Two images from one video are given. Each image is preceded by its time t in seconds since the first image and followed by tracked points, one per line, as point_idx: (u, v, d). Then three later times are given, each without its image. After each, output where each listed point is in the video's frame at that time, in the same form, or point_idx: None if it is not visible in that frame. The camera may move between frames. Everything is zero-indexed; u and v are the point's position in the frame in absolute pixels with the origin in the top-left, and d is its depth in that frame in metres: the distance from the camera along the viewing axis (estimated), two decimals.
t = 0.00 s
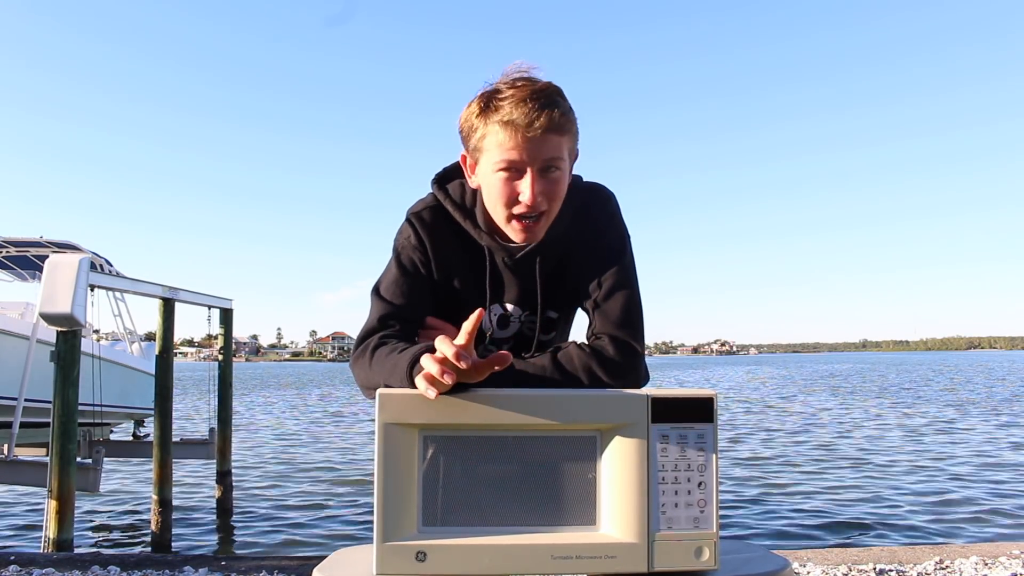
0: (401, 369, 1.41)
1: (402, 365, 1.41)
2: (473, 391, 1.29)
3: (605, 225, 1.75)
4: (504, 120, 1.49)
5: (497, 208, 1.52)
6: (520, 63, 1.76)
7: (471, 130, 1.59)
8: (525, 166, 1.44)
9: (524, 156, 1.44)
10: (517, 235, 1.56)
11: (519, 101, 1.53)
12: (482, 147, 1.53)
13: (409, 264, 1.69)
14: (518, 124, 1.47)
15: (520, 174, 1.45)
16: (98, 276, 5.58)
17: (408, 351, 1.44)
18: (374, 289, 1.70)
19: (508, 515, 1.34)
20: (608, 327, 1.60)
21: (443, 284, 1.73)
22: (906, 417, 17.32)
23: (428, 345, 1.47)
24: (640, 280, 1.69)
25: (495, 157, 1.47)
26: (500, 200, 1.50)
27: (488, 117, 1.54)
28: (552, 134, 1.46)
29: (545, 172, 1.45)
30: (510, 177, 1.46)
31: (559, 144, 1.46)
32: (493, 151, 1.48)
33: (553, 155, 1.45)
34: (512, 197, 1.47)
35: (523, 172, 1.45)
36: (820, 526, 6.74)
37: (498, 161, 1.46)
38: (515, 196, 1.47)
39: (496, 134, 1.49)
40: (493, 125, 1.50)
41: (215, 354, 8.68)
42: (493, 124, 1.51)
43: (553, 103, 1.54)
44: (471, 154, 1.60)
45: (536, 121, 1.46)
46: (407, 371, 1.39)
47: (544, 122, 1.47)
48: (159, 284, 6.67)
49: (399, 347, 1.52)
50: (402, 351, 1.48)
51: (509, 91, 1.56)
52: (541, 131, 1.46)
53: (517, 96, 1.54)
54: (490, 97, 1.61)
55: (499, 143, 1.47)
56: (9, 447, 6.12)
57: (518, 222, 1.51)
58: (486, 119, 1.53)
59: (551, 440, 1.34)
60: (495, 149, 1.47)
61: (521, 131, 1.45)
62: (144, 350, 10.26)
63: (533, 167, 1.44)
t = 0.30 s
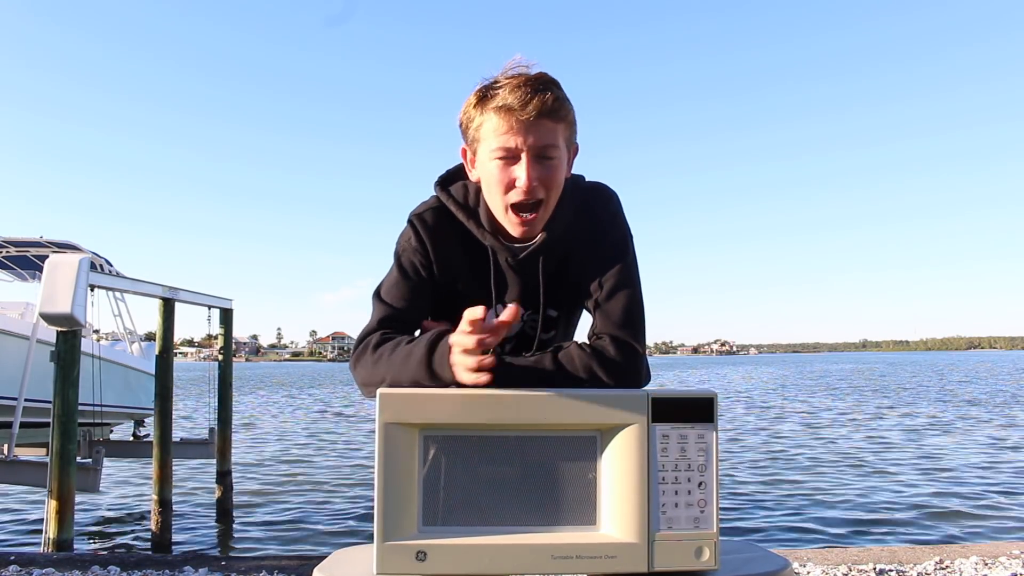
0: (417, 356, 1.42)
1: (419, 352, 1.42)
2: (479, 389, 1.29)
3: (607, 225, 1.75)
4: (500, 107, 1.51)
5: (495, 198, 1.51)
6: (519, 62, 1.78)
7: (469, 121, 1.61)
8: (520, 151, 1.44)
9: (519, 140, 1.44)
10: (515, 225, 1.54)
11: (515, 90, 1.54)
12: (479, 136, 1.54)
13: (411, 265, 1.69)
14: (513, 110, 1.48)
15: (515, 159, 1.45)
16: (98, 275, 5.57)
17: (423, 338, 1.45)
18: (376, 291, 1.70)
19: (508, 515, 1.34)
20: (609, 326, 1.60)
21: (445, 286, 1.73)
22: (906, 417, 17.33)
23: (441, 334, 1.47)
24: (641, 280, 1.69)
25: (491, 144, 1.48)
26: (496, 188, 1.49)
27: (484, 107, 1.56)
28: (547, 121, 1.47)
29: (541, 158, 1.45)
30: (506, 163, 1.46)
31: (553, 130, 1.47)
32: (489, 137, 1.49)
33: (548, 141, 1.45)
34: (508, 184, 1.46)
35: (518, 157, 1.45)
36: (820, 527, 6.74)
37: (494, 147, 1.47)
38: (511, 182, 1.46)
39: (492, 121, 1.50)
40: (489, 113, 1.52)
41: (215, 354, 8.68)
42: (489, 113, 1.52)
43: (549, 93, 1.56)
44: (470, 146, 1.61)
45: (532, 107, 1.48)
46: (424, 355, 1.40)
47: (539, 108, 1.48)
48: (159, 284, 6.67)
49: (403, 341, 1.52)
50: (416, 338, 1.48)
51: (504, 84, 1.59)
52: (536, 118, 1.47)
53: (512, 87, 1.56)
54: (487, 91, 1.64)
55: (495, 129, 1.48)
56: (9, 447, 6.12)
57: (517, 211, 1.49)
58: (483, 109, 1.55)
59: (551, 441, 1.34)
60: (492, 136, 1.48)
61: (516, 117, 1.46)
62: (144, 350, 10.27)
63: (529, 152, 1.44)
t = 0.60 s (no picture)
0: (459, 355, 1.44)
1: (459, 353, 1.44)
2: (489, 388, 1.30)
3: (606, 225, 1.75)
4: (501, 107, 1.51)
5: (493, 197, 1.51)
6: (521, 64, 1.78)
7: (470, 121, 1.61)
8: (520, 152, 1.44)
9: (519, 141, 1.44)
10: (513, 225, 1.54)
11: (517, 91, 1.54)
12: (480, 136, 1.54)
13: (411, 263, 1.69)
14: (514, 110, 1.48)
15: (514, 159, 1.45)
16: (99, 275, 5.57)
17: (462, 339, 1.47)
18: (375, 289, 1.70)
19: (509, 515, 1.34)
20: (609, 327, 1.61)
21: (445, 284, 1.73)
22: (905, 416, 17.34)
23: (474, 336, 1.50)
24: (641, 280, 1.69)
25: (491, 143, 1.47)
26: (495, 188, 1.49)
27: (485, 107, 1.56)
28: (548, 122, 1.47)
29: (541, 158, 1.45)
30: (505, 163, 1.46)
31: (553, 130, 1.47)
32: (490, 137, 1.49)
33: (548, 142, 1.45)
34: (506, 183, 1.46)
35: (517, 157, 1.44)
36: (819, 527, 6.74)
37: (495, 146, 1.46)
38: (510, 182, 1.46)
39: (492, 121, 1.50)
40: (491, 113, 1.52)
41: (215, 354, 8.68)
42: (490, 113, 1.52)
43: (550, 95, 1.56)
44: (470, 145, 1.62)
45: (533, 108, 1.47)
46: (469, 357, 1.42)
47: (540, 109, 1.48)
48: (159, 284, 6.67)
49: (428, 344, 1.52)
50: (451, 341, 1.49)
51: (506, 84, 1.58)
52: (537, 118, 1.47)
53: (513, 87, 1.55)
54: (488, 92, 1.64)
55: (496, 129, 1.48)
56: (9, 447, 6.12)
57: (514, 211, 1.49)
58: (484, 109, 1.55)
59: (552, 441, 1.34)
60: (492, 135, 1.48)
61: (518, 117, 1.46)
62: (144, 350, 10.27)
63: (528, 152, 1.44)
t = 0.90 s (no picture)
0: (459, 362, 1.43)
1: (459, 362, 1.43)
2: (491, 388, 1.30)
3: (607, 224, 1.75)
4: (500, 92, 1.51)
5: (490, 182, 1.51)
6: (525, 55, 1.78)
7: (470, 108, 1.62)
8: (516, 136, 1.44)
9: (515, 125, 1.44)
10: (510, 211, 1.53)
11: (517, 76, 1.55)
12: (479, 122, 1.54)
13: (410, 259, 1.69)
14: (513, 95, 1.48)
15: (511, 143, 1.45)
16: (99, 275, 5.57)
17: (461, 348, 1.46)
18: (373, 284, 1.70)
19: (508, 515, 1.33)
20: (609, 326, 1.61)
21: (445, 280, 1.73)
22: (905, 416, 17.34)
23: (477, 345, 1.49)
24: (641, 280, 1.69)
25: (489, 128, 1.48)
26: (491, 173, 1.49)
27: (485, 94, 1.57)
28: (547, 108, 1.47)
29: (538, 144, 1.45)
30: (502, 147, 1.46)
31: (552, 116, 1.47)
32: (490, 122, 1.49)
33: (545, 128, 1.45)
34: (503, 167, 1.46)
35: (514, 140, 1.45)
36: (819, 527, 6.74)
37: (492, 131, 1.47)
38: (506, 166, 1.46)
39: (492, 106, 1.50)
40: (490, 98, 1.52)
41: (215, 354, 8.68)
42: (489, 98, 1.53)
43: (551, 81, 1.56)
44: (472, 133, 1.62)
45: (531, 93, 1.48)
46: (470, 363, 1.42)
47: (540, 94, 1.48)
48: (159, 284, 6.67)
49: (428, 347, 1.52)
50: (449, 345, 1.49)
51: (507, 71, 1.59)
52: (535, 104, 1.47)
53: (514, 74, 1.56)
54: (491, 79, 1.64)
55: (495, 113, 1.48)
56: (9, 447, 6.11)
57: (511, 197, 1.49)
58: (484, 95, 1.56)
59: (553, 441, 1.34)
60: (491, 120, 1.48)
61: (515, 102, 1.47)
62: (144, 350, 10.27)
63: (525, 137, 1.44)
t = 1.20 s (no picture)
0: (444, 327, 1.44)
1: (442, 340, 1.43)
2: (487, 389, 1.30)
3: (605, 225, 1.75)
4: (492, 98, 1.51)
5: (485, 188, 1.51)
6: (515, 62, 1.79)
7: (463, 113, 1.62)
8: (510, 140, 1.45)
9: (507, 131, 1.45)
10: (506, 217, 1.53)
11: (509, 80, 1.55)
12: (472, 128, 1.55)
13: (405, 268, 1.70)
14: (505, 101, 1.49)
15: (505, 148, 1.45)
16: (99, 275, 5.57)
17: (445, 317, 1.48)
18: (369, 295, 1.71)
19: (508, 515, 1.34)
20: (609, 327, 1.60)
21: (441, 287, 1.73)
22: (906, 416, 17.34)
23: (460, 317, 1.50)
24: (640, 280, 1.69)
25: (481, 134, 1.49)
26: (485, 179, 1.49)
27: (478, 100, 1.57)
28: (540, 112, 1.48)
29: (531, 148, 1.45)
30: (496, 152, 1.46)
31: (545, 119, 1.47)
32: (483, 126, 1.49)
33: (539, 131, 1.45)
34: (498, 173, 1.46)
35: (507, 145, 1.45)
36: (819, 527, 6.73)
37: (486, 136, 1.47)
38: (499, 172, 1.46)
39: (485, 111, 1.51)
40: (482, 104, 1.53)
41: (215, 354, 8.68)
42: (482, 103, 1.53)
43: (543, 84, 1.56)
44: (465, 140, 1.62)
45: (524, 98, 1.48)
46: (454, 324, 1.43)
47: (532, 98, 1.48)
48: (159, 284, 6.68)
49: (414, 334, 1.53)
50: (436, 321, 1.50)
51: (499, 77, 1.59)
52: (528, 108, 1.47)
53: (506, 79, 1.56)
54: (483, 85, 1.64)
55: (488, 119, 1.49)
56: (9, 447, 6.11)
57: (506, 203, 1.48)
58: (477, 100, 1.56)
59: (553, 441, 1.34)
60: (484, 126, 1.49)
61: (508, 107, 1.47)
62: (144, 350, 10.28)
63: (518, 141, 1.44)
